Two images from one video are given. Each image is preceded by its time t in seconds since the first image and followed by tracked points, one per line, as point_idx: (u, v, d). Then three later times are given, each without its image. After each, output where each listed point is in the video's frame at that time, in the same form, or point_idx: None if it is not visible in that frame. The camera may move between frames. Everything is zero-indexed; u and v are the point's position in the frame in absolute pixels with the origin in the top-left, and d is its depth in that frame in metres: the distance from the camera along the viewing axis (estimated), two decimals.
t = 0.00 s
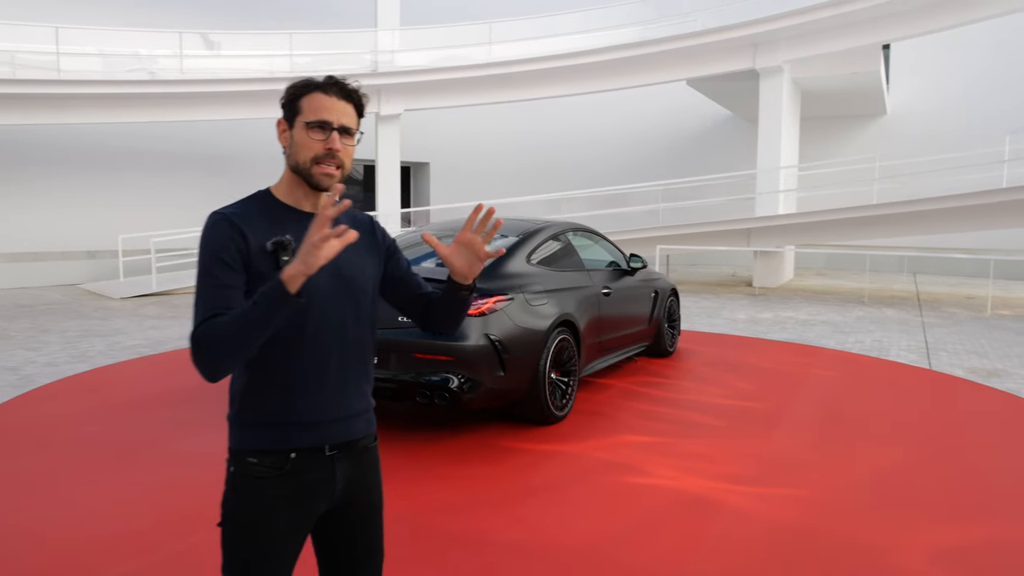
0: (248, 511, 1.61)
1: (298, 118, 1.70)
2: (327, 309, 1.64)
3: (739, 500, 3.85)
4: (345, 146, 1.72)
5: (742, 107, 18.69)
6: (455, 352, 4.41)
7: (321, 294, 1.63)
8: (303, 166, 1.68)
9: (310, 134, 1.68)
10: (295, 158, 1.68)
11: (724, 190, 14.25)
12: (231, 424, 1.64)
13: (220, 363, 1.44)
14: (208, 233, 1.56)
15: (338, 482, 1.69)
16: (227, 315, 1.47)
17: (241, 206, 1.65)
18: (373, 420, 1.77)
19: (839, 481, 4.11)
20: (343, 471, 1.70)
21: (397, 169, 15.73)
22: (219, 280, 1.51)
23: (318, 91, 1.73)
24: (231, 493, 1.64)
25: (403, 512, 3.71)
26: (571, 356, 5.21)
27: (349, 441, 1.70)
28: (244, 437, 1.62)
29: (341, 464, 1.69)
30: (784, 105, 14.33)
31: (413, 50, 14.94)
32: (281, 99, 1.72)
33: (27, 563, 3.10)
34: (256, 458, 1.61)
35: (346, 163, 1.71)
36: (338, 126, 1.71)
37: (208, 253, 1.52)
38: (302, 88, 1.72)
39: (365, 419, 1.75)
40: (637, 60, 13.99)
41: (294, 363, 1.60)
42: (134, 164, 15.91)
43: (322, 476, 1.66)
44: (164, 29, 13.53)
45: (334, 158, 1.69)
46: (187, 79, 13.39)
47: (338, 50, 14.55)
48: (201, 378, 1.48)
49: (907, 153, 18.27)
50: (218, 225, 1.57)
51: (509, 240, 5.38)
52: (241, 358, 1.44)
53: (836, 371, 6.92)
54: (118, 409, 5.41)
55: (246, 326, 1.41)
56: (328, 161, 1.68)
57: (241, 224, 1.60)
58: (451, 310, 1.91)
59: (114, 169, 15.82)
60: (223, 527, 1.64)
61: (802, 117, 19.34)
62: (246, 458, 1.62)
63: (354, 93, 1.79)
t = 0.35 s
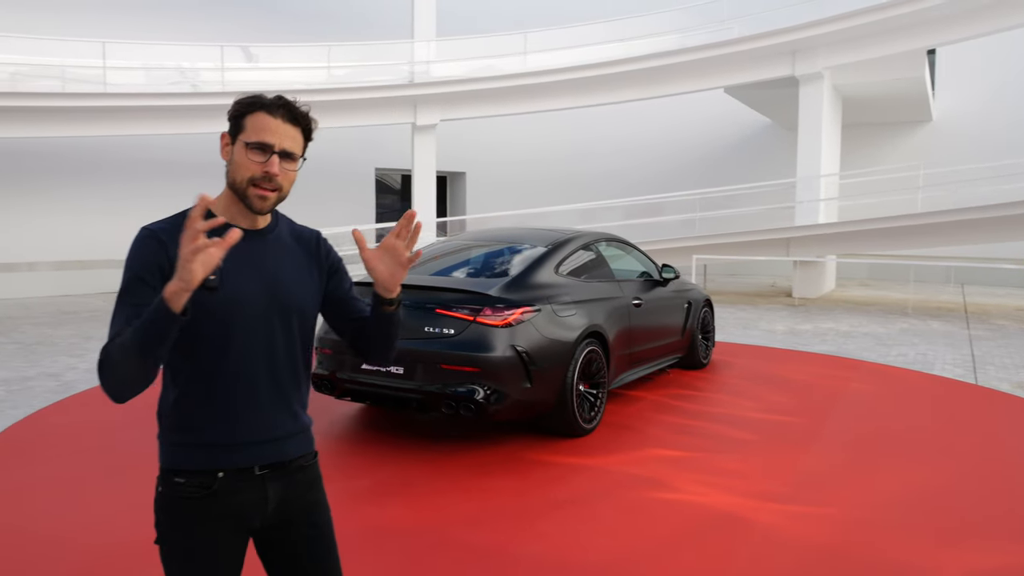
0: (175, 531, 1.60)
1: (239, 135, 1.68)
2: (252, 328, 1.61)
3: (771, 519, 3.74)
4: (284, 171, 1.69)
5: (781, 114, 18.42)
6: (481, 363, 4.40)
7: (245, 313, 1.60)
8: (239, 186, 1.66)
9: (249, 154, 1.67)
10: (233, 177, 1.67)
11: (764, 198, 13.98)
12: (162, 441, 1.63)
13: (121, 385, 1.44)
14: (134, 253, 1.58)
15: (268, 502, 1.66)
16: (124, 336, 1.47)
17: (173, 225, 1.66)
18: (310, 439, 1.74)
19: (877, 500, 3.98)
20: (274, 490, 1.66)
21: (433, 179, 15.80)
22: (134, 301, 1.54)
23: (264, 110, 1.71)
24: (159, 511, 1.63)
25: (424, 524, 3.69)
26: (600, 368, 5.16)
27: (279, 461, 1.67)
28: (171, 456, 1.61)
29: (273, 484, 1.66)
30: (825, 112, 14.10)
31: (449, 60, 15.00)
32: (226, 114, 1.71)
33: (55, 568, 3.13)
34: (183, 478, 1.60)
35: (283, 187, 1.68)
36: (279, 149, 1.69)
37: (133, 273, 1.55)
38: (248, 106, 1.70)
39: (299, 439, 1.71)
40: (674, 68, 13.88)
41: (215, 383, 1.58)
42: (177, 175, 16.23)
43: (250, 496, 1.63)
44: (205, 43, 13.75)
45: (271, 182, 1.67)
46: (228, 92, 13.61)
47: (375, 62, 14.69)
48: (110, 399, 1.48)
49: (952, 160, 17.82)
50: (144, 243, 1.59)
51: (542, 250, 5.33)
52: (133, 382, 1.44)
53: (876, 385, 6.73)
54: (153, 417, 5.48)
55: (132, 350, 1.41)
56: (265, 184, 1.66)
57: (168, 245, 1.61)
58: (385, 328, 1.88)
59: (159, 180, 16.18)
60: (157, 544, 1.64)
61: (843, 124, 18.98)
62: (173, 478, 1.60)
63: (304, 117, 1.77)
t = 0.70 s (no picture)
0: (143, 538, 1.74)
1: (190, 146, 1.74)
2: (203, 340, 1.73)
3: (791, 538, 3.65)
4: (231, 181, 1.74)
5: (813, 125, 18.20)
6: (497, 376, 4.37)
7: (196, 324, 1.72)
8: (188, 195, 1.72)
9: (197, 164, 1.72)
10: (182, 186, 1.73)
11: (795, 210, 13.78)
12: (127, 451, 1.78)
13: (67, 398, 1.61)
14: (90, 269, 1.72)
15: (232, 511, 1.78)
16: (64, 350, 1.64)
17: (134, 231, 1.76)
18: (275, 447, 1.86)
19: (902, 521, 3.87)
20: (236, 499, 1.79)
21: (460, 191, 15.85)
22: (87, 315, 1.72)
23: (214, 121, 1.77)
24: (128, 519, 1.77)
25: (436, 539, 3.66)
26: (618, 381, 5.11)
27: (241, 471, 1.79)
28: (132, 466, 1.75)
29: (234, 492, 1.79)
30: (857, 123, 13.92)
31: (476, 73, 15.09)
32: (179, 125, 1.77)
33: None
34: (144, 487, 1.73)
35: (232, 198, 1.73)
36: (228, 160, 1.75)
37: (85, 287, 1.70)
38: (199, 115, 1.77)
39: (259, 448, 1.82)
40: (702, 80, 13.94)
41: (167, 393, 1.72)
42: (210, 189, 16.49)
43: (212, 504, 1.76)
44: (237, 59, 13.97)
45: (219, 192, 1.72)
46: (259, 106, 13.79)
47: (404, 76, 14.82)
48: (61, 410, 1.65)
49: (991, 172, 17.44)
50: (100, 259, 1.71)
51: (562, 262, 5.30)
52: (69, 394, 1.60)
53: (906, 401, 6.57)
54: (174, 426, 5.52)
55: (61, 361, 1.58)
56: (213, 194, 1.71)
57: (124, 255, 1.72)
58: (324, 331, 1.86)
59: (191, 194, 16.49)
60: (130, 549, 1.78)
61: (877, 136, 18.67)
62: (136, 488, 1.74)
63: (255, 129, 1.83)
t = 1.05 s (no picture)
0: (127, 530, 1.75)
1: (175, 155, 1.77)
2: (182, 335, 1.76)
3: (799, 544, 3.59)
4: (221, 188, 1.80)
5: (839, 124, 17.99)
6: (506, 377, 4.36)
7: (173, 323, 1.75)
8: (178, 205, 1.77)
9: (186, 175, 1.76)
10: (171, 195, 1.77)
11: (821, 210, 13.61)
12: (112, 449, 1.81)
13: (45, 398, 1.66)
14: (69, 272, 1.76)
15: (215, 505, 1.79)
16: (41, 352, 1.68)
17: (113, 234, 1.81)
18: (258, 442, 1.86)
19: (916, 528, 3.78)
20: (219, 493, 1.79)
21: (482, 191, 15.91)
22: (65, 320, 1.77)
23: (196, 128, 1.80)
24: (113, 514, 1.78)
25: (441, 540, 3.65)
26: (630, 383, 5.08)
27: (223, 464, 1.80)
28: (116, 462, 1.77)
29: (217, 487, 1.79)
30: (885, 122, 13.74)
31: (499, 74, 15.14)
32: (159, 130, 1.78)
33: None
34: (126, 482, 1.75)
35: (221, 205, 1.80)
36: (216, 169, 1.79)
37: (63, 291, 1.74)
38: (180, 123, 1.79)
39: (241, 441, 1.83)
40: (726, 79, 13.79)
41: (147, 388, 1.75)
42: (236, 190, 16.67)
43: (195, 498, 1.77)
44: (260, 62, 14.14)
45: (210, 202, 1.78)
46: (282, 108, 13.93)
47: (426, 77, 14.88)
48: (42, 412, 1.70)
49: None
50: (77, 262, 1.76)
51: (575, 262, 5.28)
52: (44, 395, 1.65)
53: (928, 405, 6.44)
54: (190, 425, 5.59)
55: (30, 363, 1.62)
56: (205, 204, 1.77)
57: (103, 259, 1.77)
58: (246, 335, 1.72)
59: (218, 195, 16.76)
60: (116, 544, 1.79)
61: (907, 135, 18.36)
62: (120, 481, 1.76)
63: (234, 130, 1.87)
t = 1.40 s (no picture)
0: (129, 518, 1.79)
1: (174, 152, 1.82)
2: (184, 328, 1.80)
3: (817, 544, 3.54)
4: (218, 185, 1.83)
5: (875, 116, 17.64)
6: (523, 372, 4.36)
7: (175, 316, 1.79)
8: (176, 200, 1.81)
9: (183, 171, 1.81)
10: (169, 190, 1.81)
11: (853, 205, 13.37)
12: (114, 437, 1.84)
13: (46, 381, 1.69)
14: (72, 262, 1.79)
15: (214, 494, 1.82)
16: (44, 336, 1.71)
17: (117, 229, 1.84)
18: (258, 432, 1.89)
19: (940, 530, 3.70)
20: (219, 482, 1.82)
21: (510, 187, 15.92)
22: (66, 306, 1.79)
23: (194, 126, 1.84)
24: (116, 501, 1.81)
25: (457, 534, 3.67)
26: (650, 379, 5.05)
27: (222, 454, 1.83)
28: (118, 449, 1.80)
29: (217, 476, 1.82)
30: (922, 113, 13.46)
31: (527, 68, 15.09)
32: (159, 127, 1.83)
33: (82, 566, 3.25)
34: (129, 469, 1.79)
35: (218, 202, 1.83)
36: (213, 165, 1.83)
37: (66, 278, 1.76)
38: (180, 121, 1.83)
39: (242, 432, 1.86)
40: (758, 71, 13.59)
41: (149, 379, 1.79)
42: (268, 185, 16.85)
43: (195, 486, 1.80)
44: (289, 58, 14.25)
45: (206, 197, 1.81)
46: (311, 103, 14.02)
47: (454, 71, 14.88)
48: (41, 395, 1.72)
49: None
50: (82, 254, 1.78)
51: (595, 257, 5.24)
52: (46, 377, 1.68)
53: (959, 404, 6.30)
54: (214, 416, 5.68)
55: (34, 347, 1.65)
56: (200, 199, 1.81)
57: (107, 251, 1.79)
58: (273, 328, 1.85)
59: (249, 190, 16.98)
60: (120, 532, 1.83)
61: (945, 127, 17.94)
62: (121, 469, 1.79)
63: (234, 131, 1.90)
